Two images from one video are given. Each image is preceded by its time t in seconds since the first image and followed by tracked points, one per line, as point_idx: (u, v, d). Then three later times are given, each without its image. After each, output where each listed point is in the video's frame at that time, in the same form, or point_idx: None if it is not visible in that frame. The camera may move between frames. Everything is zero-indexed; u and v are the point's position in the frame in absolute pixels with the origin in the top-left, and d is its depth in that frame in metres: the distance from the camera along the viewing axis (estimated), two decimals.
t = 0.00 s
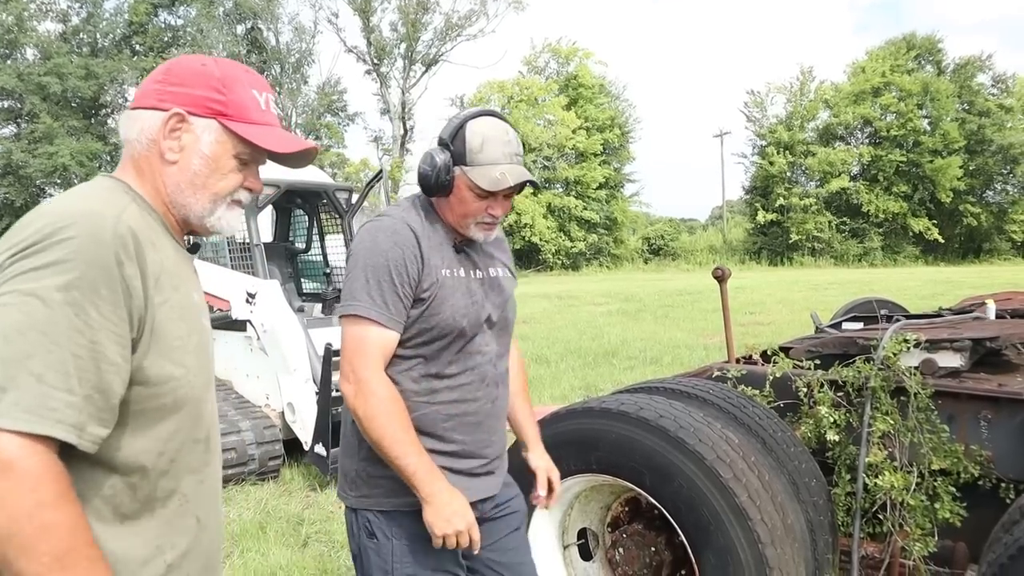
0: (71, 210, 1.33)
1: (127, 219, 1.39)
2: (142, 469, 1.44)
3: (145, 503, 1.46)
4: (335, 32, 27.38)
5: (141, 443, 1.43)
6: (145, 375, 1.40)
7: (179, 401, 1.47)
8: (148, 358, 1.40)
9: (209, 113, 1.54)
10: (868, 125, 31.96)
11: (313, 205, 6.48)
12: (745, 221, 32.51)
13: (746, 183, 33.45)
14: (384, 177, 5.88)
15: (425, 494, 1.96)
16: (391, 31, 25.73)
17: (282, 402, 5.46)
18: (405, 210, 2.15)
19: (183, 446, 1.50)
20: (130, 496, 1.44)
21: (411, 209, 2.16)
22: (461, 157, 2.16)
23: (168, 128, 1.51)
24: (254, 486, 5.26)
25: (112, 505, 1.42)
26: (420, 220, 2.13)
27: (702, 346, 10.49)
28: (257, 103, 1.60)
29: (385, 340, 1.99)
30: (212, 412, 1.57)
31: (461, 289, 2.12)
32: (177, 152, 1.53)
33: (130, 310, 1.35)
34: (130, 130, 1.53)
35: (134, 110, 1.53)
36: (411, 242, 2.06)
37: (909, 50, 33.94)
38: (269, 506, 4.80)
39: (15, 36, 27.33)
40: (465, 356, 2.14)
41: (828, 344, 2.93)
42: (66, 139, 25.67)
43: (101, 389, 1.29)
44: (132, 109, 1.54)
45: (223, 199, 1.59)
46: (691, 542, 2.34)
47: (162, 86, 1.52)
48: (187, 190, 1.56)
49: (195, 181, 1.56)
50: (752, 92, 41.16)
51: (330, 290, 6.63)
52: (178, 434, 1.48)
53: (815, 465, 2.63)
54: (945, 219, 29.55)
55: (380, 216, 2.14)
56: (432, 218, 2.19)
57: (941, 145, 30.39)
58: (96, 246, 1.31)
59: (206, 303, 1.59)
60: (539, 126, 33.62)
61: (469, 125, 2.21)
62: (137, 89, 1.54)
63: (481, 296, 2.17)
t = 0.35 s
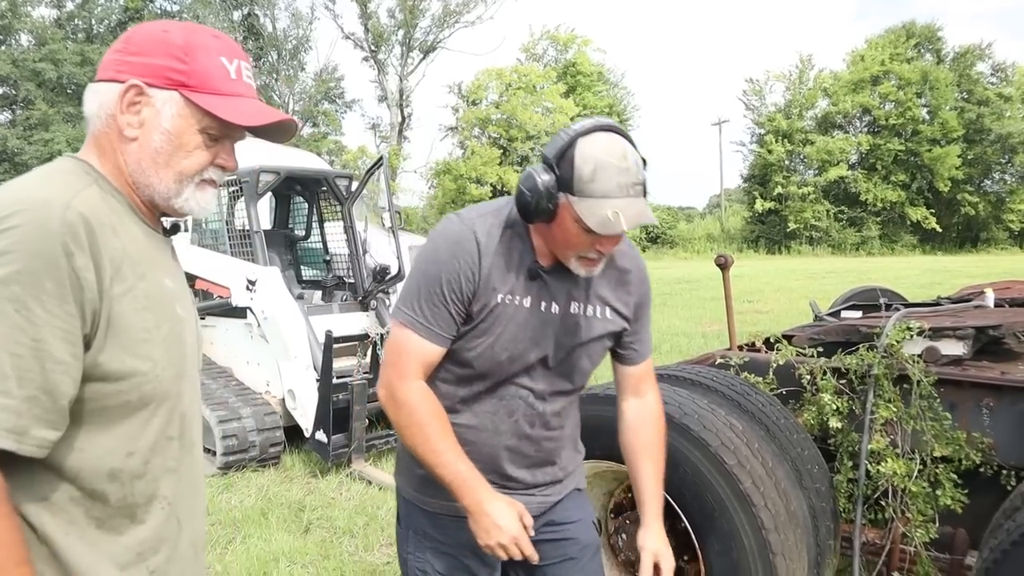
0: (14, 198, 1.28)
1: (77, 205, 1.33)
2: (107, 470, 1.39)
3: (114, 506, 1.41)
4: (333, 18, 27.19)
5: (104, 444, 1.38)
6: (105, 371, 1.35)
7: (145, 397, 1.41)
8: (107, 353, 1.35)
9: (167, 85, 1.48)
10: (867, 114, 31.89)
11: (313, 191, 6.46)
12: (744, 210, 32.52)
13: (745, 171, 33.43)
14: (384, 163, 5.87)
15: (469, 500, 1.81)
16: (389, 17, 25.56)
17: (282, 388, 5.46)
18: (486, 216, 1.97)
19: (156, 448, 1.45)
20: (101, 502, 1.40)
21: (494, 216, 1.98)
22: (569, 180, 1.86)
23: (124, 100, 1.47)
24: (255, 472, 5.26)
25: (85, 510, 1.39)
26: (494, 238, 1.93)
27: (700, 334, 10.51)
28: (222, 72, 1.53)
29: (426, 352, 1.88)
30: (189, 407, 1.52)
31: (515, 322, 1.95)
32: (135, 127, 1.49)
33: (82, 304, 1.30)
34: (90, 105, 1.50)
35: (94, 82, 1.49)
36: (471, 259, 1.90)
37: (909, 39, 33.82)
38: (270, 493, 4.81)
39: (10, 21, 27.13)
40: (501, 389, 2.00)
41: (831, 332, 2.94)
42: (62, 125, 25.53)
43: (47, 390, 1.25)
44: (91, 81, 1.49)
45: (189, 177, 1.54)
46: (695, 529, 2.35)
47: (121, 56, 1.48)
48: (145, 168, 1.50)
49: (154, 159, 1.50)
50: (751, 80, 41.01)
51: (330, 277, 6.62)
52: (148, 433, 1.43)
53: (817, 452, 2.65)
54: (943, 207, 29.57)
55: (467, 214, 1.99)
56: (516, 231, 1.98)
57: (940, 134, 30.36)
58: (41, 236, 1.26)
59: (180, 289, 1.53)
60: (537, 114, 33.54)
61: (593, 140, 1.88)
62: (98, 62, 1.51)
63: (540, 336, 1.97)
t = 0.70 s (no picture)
0: None
1: (46, 191, 1.37)
2: (85, 453, 1.42)
3: (95, 490, 1.44)
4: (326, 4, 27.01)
5: (80, 428, 1.42)
6: (79, 356, 1.39)
7: (120, 380, 1.44)
8: (81, 338, 1.40)
9: (141, 65, 1.51)
10: (860, 106, 31.96)
11: (307, 179, 6.52)
12: (736, 200, 32.58)
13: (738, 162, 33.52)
14: (377, 152, 5.88)
15: (605, 547, 1.99)
16: (382, 4, 25.42)
17: (276, 375, 5.50)
18: (616, 360, 1.75)
19: (135, 431, 1.48)
20: (81, 486, 1.43)
21: (626, 354, 1.75)
22: (715, 404, 1.45)
23: (97, 82, 1.50)
24: (249, 459, 5.30)
25: (67, 494, 1.43)
26: (619, 400, 1.73)
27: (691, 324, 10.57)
28: (196, 53, 1.55)
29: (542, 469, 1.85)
30: (168, 391, 1.55)
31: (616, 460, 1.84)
32: (110, 109, 1.51)
33: (51, 290, 1.34)
34: (65, 89, 1.53)
35: (71, 64, 1.52)
36: (586, 417, 1.74)
37: (903, 31, 33.84)
38: (264, 479, 4.86)
39: None
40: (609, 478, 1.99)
41: (817, 321, 2.97)
42: (52, 111, 25.32)
43: (11, 375, 1.30)
44: (67, 64, 1.53)
45: (164, 161, 1.56)
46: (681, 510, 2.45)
47: (96, 37, 1.51)
48: (120, 152, 1.52)
49: (130, 141, 1.52)
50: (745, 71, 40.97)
51: (323, 266, 6.64)
52: (126, 416, 1.46)
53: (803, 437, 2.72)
54: (934, 200, 29.73)
55: (599, 344, 1.77)
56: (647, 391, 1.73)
57: (932, 126, 30.46)
58: (6, 223, 1.31)
59: (159, 274, 1.56)
60: (531, 103, 33.46)
61: (770, 361, 1.44)
62: (75, 44, 1.54)
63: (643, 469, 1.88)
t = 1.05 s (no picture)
0: None
1: None
2: (41, 444, 1.31)
3: (50, 483, 1.33)
4: None
5: (35, 417, 1.31)
6: (33, 344, 1.29)
7: (80, 369, 1.34)
8: (38, 326, 1.29)
9: (95, 48, 1.41)
10: (788, 106, 32.97)
11: (244, 171, 6.37)
12: (669, 197, 33.23)
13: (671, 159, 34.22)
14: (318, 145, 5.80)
15: None
16: None
17: (212, 371, 5.39)
18: (627, 520, 1.70)
19: (93, 421, 1.37)
20: (35, 477, 1.32)
21: (638, 514, 1.70)
22: None
23: (50, 67, 1.40)
24: (184, 456, 5.19)
25: (20, 486, 1.32)
26: (617, 558, 1.71)
27: (626, 318, 10.78)
28: (153, 37, 1.46)
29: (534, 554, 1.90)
30: (127, 379, 1.45)
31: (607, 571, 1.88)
32: (63, 94, 1.42)
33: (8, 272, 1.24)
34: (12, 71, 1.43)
35: (18, 45, 1.42)
36: (588, 554, 1.74)
37: (829, 34, 35.00)
38: (200, 476, 4.76)
39: None
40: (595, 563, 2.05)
41: (753, 314, 3.15)
42: None
43: None
44: (15, 43, 1.43)
45: (120, 148, 1.48)
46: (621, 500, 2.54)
47: (46, 18, 1.41)
48: (74, 140, 1.43)
49: (84, 129, 1.44)
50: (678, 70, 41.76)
51: (260, 259, 6.53)
52: (85, 405, 1.36)
53: (739, 426, 2.81)
54: (857, 198, 30.93)
55: (616, 502, 1.73)
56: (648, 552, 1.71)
57: (856, 127, 31.59)
58: None
59: (118, 260, 1.46)
60: (469, 97, 33.40)
61: None
62: (23, 23, 1.43)
63: None
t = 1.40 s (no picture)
0: None
1: None
2: (45, 442, 1.24)
3: (52, 482, 1.27)
4: None
5: (38, 415, 1.23)
6: (39, 339, 1.21)
7: (82, 366, 1.27)
8: (43, 320, 1.21)
9: (84, 38, 1.34)
10: (699, 104, 33.98)
11: (164, 166, 6.16)
12: (586, 192, 33.78)
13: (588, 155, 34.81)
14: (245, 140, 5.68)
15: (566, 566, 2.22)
16: None
17: (137, 374, 5.22)
18: (621, 526, 1.69)
19: (92, 417, 1.31)
20: (37, 478, 1.25)
21: (631, 519, 1.70)
22: None
23: (36, 55, 1.32)
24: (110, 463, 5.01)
25: (21, 486, 1.24)
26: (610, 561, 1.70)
27: (552, 312, 10.94)
28: (144, 27, 1.40)
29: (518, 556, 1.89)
30: (117, 373, 1.38)
31: None
32: (49, 83, 1.34)
33: (15, 266, 1.16)
34: None
35: None
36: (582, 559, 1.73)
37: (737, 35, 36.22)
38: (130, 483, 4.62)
39: None
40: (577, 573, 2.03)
41: (689, 304, 3.28)
42: None
43: None
44: None
45: (109, 139, 1.41)
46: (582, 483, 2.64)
47: (27, 4, 1.32)
48: (62, 131, 1.36)
49: (73, 119, 1.36)
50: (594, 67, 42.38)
51: (183, 258, 6.36)
52: (86, 400, 1.29)
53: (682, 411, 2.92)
54: (764, 193, 32.21)
55: (610, 507, 1.72)
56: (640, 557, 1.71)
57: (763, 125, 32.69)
58: None
59: (98, 249, 1.38)
60: (386, 93, 33.07)
61: None
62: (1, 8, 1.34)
63: None
